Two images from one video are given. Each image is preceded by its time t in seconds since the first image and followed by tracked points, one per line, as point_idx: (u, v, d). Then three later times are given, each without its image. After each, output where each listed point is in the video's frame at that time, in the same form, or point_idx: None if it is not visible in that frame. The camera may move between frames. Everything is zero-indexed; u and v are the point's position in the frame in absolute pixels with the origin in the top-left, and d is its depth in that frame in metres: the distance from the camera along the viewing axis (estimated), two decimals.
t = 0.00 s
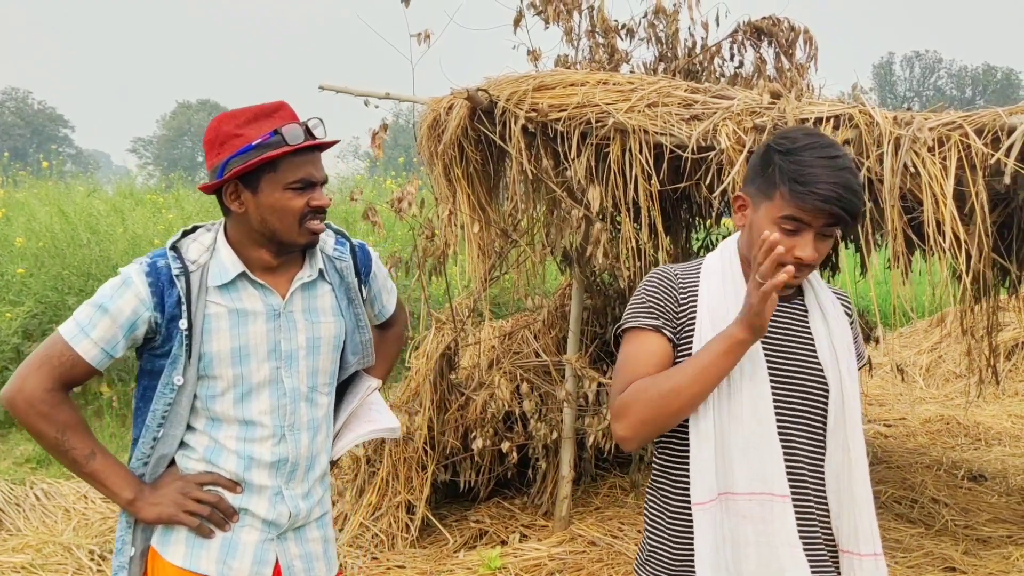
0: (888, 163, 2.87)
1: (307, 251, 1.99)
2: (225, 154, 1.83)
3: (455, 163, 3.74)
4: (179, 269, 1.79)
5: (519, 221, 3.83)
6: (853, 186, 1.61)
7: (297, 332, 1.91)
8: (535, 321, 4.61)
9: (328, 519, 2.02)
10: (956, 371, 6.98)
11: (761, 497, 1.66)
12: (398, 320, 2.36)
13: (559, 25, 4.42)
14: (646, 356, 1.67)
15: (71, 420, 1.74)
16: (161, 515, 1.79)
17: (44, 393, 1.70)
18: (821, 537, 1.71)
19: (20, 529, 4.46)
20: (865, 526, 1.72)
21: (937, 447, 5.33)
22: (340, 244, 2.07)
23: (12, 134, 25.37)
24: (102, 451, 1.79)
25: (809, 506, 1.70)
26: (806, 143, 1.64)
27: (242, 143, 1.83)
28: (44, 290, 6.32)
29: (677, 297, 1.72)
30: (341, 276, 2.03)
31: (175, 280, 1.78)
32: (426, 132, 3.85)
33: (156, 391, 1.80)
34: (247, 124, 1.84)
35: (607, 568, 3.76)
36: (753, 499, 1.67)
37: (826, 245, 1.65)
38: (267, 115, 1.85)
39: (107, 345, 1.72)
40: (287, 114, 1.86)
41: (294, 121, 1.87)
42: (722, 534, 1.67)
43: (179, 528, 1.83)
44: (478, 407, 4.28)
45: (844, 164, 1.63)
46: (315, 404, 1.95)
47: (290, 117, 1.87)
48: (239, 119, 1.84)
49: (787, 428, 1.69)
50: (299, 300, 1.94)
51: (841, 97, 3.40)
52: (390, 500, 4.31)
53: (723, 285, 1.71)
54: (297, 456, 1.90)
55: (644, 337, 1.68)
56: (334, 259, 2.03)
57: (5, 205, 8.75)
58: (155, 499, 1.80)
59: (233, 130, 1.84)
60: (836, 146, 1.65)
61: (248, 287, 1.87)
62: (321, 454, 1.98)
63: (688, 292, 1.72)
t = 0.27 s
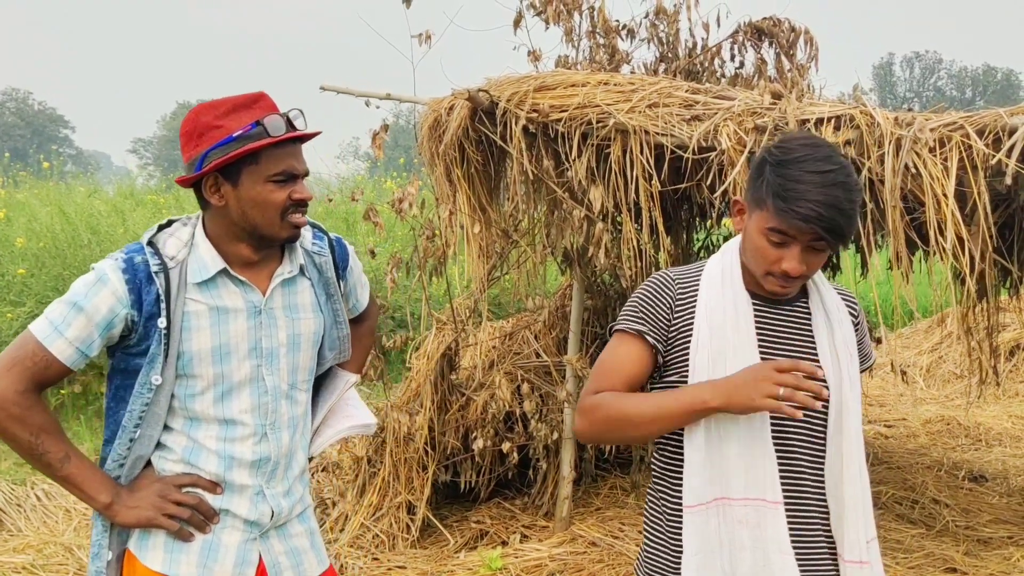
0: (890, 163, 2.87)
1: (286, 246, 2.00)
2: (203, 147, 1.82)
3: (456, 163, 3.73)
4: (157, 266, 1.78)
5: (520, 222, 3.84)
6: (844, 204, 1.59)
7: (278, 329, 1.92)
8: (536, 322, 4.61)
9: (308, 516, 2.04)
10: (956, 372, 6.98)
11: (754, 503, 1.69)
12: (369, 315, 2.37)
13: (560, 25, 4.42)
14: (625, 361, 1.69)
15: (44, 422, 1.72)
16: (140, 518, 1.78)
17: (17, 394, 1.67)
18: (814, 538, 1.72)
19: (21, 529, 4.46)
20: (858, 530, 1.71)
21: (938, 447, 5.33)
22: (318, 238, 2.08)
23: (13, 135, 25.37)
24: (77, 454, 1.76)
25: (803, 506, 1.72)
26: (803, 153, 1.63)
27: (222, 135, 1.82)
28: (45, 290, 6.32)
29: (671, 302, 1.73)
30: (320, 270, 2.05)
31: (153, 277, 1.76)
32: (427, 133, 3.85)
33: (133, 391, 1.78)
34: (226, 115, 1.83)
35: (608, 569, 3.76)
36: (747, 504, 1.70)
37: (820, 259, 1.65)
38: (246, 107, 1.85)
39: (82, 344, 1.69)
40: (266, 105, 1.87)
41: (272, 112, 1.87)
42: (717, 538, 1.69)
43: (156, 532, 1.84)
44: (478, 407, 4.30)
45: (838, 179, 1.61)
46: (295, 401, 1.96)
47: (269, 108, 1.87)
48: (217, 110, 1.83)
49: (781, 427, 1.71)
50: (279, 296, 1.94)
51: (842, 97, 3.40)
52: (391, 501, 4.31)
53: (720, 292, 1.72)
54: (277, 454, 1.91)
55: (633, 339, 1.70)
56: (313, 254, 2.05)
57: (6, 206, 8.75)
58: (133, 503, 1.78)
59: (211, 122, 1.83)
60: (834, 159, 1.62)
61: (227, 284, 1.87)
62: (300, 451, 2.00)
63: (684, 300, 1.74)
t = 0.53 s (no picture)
0: (891, 164, 2.87)
1: (291, 246, 2.00)
2: (208, 145, 1.81)
3: (457, 164, 3.73)
4: (163, 268, 1.78)
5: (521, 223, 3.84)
6: (836, 237, 1.59)
7: (284, 330, 1.93)
8: (536, 323, 4.61)
9: (316, 517, 2.06)
10: (957, 373, 6.98)
11: (749, 514, 1.73)
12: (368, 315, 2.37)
13: (560, 26, 4.42)
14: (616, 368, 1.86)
15: (52, 428, 1.71)
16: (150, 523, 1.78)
17: (23, 401, 1.65)
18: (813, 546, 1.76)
19: (22, 530, 4.46)
20: (858, 538, 1.73)
21: (939, 449, 5.32)
22: (322, 237, 2.09)
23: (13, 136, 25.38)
24: (84, 460, 1.75)
25: (802, 513, 1.75)
26: (805, 178, 1.62)
27: (227, 134, 1.81)
28: (45, 291, 6.32)
29: (667, 308, 1.80)
30: (324, 270, 2.06)
31: (158, 279, 1.76)
32: (428, 134, 3.85)
33: (141, 394, 1.78)
34: (232, 114, 1.82)
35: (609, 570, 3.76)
36: (742, 515, 1.73)
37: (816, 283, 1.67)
38: (252, 106, 1.84)
39: (87, 349, 1.68)
40: (272, 104, 1.86)
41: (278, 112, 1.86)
42: (711, 544, 1.75)
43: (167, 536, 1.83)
44: (479, 407, 4.32)
45: (835, 209, 1.60)
46: (302, 402, 1.98)
47: (275, 108, 1.87)
48: (223, 109, 1.82)
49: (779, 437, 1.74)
50: (285, 296, 1.95)
51: (843, 99, 3.41)
52: (391, 502, 4.31)
53: (719, 305, 1.75)
54: (286, 455, 1.92)
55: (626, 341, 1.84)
56: (318, 253, 2.05)
57: (7, 207, 8.76)
58: (142, 508, 1.78)
59: (216, 120, 1.82)
60: (836, 187, 1.60)
61: (233, 285, 1.87)
62: (308, 452, 2.01)
63: (682, 308, 1.79)
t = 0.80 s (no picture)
0: (893, 166, 2.87)
1: (306, 248, 2.01)
2: (225, 147, 1.82)
3: (458, 166, 3.73)
4: (179, 272, 1.78)
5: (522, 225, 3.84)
6: (821, 257, 1.56)
7: (302, 331, 1.93)
8: (538, 324, 4.61)
9: (339, 520, 2.06)
10: (958, 374, 6.97)
11: (728, 522, 1.76)
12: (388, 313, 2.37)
13: (562, 28, 4.42)
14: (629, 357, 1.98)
15: (74, 433, 1.71)
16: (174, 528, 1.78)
17: (45, 408, 1.65)
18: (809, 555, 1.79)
19: (24, 531, 4.46)
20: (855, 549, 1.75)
21: (941, 450, 5.32)
22: (337, 238, 2.10)
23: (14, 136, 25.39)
24: (105, 464, 1.76)
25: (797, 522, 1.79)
26: (797, 195, 1.60)
27: (244, 135, 1.82)
28: (47, 292, 6.32)
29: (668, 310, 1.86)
30: (340, 270, 2.06)
31: (175, 283, 1.76)
32: (429, 136, 3.85)
33: (160, 400, 1.79)
34: (249, 116, 1.83)
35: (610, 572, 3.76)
36: (722, 522, 1.77)
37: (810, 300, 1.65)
38: (269, 109, 1.85)
39: (106, 354, 1.68)
40: (289, 108, 1.87)
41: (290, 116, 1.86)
42: (695, 548, 1.81)
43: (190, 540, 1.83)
44: (480, 409, 4.32)
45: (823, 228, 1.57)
46: (321, 403, 1.98)
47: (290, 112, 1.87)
48: (240, 111, 1.84)
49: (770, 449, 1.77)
50: (301, 298, 1.95)
51: (845, 100, 3.41)
52: (393, 503, 4.32)
53: (717, 313, 1.77)
54: (308, 457, 1.93)
55: (632, 337, 1.94)
56: (333, 254, 2.06)
57: (8, 208, 8.76)
58: (164, 512, 1.78)
59: (234, 122, 1.83)
60: (826, 205, 1.57)
61: (250, 288, 1.88)
62: (329, 452, 2.02)
63: (681, 313, 1.83)
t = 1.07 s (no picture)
0: (893, 168, 2.87)
1: (318, 250, 2.01)
2: (237, 148, 1.82)
3: (458, 167, 3.73)
4: (192, 275, 1.78)
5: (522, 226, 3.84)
6: (834, 270, 1.54)
7: (315, 332, 1.93)
8: (538, 326, 4.61)
9: (353, 522, 2.06)
10: (958, 375, 6.97)
11: (727, 526, 1.78)
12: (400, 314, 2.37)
13: (562, 29, 4.42)
14: (648, 357, 1.99)
15: (89, 436, 1.71)
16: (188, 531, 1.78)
17: (60, 411, 1.65)
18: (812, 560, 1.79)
19: (24, 533, 4.46)
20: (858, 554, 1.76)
21: (940, 452, 5.32)
22: (349, 238, 2.10)
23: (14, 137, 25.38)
24: (120, 467, 1.76)
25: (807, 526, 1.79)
26: (804, 209, 1.58)
27: (256, 137, 1.82)
28: (47, 294, 6.32)
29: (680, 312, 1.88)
30: (353, 271, 2.07)
31: (188, 286, 1.76)
32: (429, 137, 3.85)
33: (174, 402, 1.79)
34: (262, 118, 1.84)
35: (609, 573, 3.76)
36: (721, 526, 1.78)
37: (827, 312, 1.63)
38: (281, 110, 1.86)
39: (121, 357, 1.69)
40: (302, 110, 1.88)
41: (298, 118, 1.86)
42: (696, 550, 1.83)
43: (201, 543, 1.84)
44: (479, 410, 4.32)
45: (833, 241, 1.55)
46: (335, 404, 1.99)
47: (298, 114, 1.87)
48: (253, 113, 1.84)
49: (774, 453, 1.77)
50: (314, 299, 1.96)
51: (845, 102, 3.41)
52: (393, 505, 4.31)
53: (727, 318, 1.76)
54: (322, 458, 1.93)
55: (646, 337, 1.96)
56: (345, 255, 2.07)
57: (8, 210, 8.76)
58: (179, 515, 1.78)
59: (246, 124, 1.84)
60: (834, 216, 1.56)
61: (262, 290, 1.88)
62: (343, 454, 2.02)
63: (692, 316, 1.85)
